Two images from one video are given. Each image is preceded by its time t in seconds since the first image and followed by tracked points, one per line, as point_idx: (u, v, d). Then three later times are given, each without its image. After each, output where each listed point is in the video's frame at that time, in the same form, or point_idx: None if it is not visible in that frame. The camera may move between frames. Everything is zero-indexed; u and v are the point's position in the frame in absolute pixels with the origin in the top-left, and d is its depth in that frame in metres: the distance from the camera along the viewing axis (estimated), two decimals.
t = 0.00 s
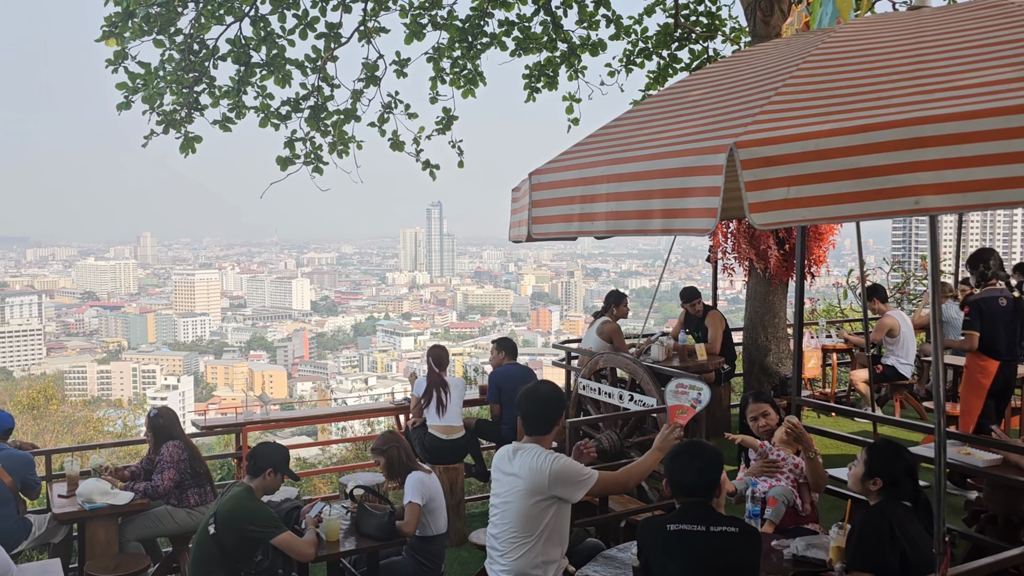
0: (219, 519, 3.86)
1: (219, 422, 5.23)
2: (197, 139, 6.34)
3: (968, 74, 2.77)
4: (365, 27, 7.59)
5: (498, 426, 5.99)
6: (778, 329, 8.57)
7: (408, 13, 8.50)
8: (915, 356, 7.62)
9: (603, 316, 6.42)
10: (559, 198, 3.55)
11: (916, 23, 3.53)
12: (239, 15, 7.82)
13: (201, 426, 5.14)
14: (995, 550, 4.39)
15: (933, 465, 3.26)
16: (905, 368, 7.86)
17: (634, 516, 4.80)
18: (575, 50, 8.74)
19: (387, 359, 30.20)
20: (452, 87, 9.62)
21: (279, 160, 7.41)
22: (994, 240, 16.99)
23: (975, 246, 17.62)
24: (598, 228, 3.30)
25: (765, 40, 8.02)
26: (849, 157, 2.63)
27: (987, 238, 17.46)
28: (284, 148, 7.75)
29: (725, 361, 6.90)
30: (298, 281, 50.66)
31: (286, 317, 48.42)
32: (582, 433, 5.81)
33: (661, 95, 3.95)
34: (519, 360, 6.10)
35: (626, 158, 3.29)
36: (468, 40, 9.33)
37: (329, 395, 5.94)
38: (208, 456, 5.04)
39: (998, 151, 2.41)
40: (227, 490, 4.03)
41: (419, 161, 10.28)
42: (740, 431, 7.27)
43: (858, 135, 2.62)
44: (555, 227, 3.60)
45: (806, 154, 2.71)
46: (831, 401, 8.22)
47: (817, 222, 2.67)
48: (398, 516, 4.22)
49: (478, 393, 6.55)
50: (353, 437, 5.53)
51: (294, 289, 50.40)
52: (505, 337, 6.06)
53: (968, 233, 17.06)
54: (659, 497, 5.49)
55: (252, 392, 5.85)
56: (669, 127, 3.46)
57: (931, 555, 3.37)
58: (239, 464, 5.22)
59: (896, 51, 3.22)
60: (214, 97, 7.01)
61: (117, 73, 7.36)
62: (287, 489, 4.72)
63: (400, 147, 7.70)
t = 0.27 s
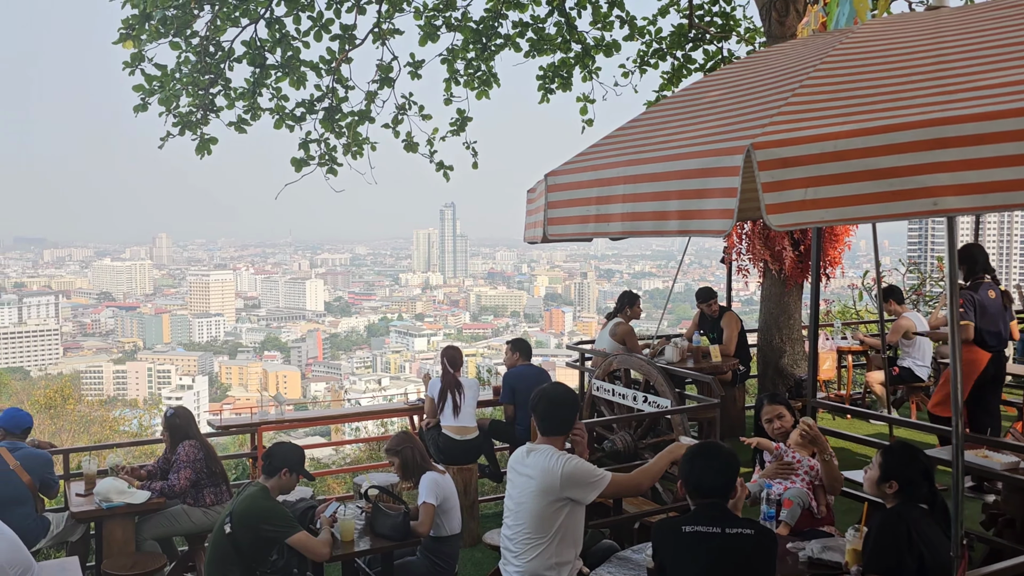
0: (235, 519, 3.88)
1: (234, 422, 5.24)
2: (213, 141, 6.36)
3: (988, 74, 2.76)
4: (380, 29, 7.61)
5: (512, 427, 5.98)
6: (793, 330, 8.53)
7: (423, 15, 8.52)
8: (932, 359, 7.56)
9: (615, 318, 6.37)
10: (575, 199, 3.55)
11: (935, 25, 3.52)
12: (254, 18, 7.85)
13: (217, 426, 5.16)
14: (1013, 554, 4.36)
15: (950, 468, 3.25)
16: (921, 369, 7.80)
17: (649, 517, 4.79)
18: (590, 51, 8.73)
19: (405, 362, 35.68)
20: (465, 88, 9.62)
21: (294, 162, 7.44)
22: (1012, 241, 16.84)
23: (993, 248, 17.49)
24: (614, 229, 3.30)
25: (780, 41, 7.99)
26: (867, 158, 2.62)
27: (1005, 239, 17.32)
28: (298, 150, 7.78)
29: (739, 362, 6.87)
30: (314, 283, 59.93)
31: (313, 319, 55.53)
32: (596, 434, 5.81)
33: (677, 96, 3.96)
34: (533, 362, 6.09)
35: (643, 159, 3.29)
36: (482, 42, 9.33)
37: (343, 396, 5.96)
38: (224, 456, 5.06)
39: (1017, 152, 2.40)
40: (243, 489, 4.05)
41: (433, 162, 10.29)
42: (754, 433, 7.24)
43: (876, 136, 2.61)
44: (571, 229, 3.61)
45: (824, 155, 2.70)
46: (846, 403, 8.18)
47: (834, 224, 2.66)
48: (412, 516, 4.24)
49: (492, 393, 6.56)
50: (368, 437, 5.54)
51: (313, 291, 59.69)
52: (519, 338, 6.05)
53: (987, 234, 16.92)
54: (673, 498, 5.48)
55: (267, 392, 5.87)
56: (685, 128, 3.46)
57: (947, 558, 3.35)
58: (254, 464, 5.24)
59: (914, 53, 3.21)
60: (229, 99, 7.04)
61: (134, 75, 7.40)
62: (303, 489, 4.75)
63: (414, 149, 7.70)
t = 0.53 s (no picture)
0: (250, 518, 3.90)
1: (249, 422, 5.27)
2: (229, 142, 6.40)
3: (1007, 75, 2.75)
4: (394, 30, 7.63)
5: (526, 428, 5.98)
6: (808, 332, 8.50)
7: (437, 16, 8.54)
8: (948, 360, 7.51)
9: (627, 319, 6.34)
10: (591, 201, 3.56)
11: (953, 25, 3.51)
12: (269, 19, 7.89)
13: (232, 426, 5.19)
14: None
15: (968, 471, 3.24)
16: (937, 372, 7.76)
17: (662, 519, 4.79)
18: (603, 52, 8.73)
19: (420, 362, 35.61)
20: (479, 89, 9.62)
21: (308, 163, 7.47)
22: None
23: (1009, 249, 17.34)
24: (630, 231, 3.30)
25: (795, 41, 7.98)
26: (885, 160, 2.61)
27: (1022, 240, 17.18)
28: (313, 151, 7.81)
29: (753, 364, 6.85)
30: (324, 284, 61.30)
31: (322, 322, 56.47)
32: (610, 435, 5.80)
33: (693, 97, 3.97)
34: (546, 363, 6.08)
35: (659, 161, 3.29)
36: (496, 43, 9.33)
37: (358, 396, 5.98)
38: (238, 455, 5.10)
39: None
40: (259, 488, 4.07)
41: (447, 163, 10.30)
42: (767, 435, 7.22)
43: (894, 137, 2.60)
44: (587, 230, 3.62)
45: (841, 157, 2.69)
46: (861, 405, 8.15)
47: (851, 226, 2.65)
48: (426, 517, 4.25)
49: (505, 394, 6.57)
50: (381, 438, 5.56)
51: (323, 292, 60.99)
52: (532, 339, 6.04)
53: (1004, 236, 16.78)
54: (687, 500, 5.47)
55: (282, 392, 5.90)
56: (702, 130, 3.46)
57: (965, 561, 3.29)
58: (269, 464, 5.27)
59: (932, 55, 3.19)
60: (244, 101, 7.07)
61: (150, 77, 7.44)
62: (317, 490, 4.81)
63: (428, 150, 7.72)
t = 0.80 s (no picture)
0: (266, 517, 3.91)
1: (264, 422, 5.28)
2: (244, 143, 6.42)
3: None
4: (407, 31, 7.63)
5: (539, 428, 5.98)
6: (822, 333, 8.46)
7: (450, 17, 8.54)
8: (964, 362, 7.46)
9: (640, 321, 6.33)
10: (606, 202, 3.56)
11: (971, 25, 3.49)
12: (283, 21, 7.92)
13: (246, 426, 5.21)
14: None
15: (985, 474, 3.22)
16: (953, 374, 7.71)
17: (676, 520, 4.78)
18: (617, 53, 8.72)
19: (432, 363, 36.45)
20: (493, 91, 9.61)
21: (322, 164, 7.49)
22: None
23: None
24: (646, 232, 3.30)
25: (810, 42, 7.95)
26: (902, 161, 2.59)
27: None
28: (327, 152, 7.84)
29: (768, 365, 6.82)
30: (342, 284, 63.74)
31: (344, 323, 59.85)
32: (623, 436, 5.79)
33: (708, 98, 3.97)
34: (559, 364, 6.09)
35: (674, 162, 3.29)
36: (510, 44, 9.32)
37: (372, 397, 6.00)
38: (252, 454, 5.13)
39: None
40: (274, 488, 4.08)
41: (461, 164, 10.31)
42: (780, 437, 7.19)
43: (911, 139, 2.59)
44: (602, 231, 3.62)
45: (858, 158, 2.68)
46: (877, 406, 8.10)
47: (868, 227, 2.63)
48: (440, 517, 4.26)
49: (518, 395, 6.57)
50: (395, 438, 5.57)
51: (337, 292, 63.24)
52: (546, 340, 6.05)
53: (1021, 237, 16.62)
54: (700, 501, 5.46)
55: (297, 393, 5.92)
56: (717, 131, 3.46)
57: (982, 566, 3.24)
58: (284, 463, 5.29)
59: (950, 55, 3.18)
60: (259, 102, 7.10)
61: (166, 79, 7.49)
62: (331, 489, 4.81)
63: (441, 151, 7.73)
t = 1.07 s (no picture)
0: (281, 517, 3.93)
1: (279, 422, 5.31)
2: (259, 144, 6.46)
3: None
4: (421, 32, 7.65)
5: (553, 429, 5.97)
6: (838, 335, 8.42)
7: (463, 18, 8.56)
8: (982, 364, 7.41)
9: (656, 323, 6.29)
10: (622, 203, 3.56)
11: (991, 25, 3.46)
12: (298, 22, 7.95)
13: (262, 426, 5.23)
14: None
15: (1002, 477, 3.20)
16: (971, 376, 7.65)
17: (690, 522, 4.77)
18: (630, 53, 8.71)
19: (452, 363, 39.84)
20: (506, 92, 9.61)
21: (337, 165, 7.52)
22: None
23: None
24: (661, 233, 3.30)
25: (826, 41, 7.91)
26: (919, 162, 2.57)
27: None
28: (341, 153, 7.87)
29: (783, 366, 6.79)
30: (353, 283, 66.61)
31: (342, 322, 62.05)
32: (638, 437, 5.78)
33: (725, 99, 3.97)
34: (573, 365, 6.08)
35: (690, 163, 3.28)
36: (523, 45, 9.32)
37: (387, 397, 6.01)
38: (268, 454, 5.15)
39: None
40: (289, 487, 4.10)
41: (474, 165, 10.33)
42: (795, 439, 7.15)
43: (929, 139, 2.57)
44: (617, 233, 3.62)
45: (875, 159, 2.66)
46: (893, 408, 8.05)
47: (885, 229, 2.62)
48: (454, 517, 4.26)
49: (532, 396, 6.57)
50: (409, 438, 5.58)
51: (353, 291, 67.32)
52: (560, 341, 6.04)
53: None
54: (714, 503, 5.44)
55: (312, 393, 5.94)
56: (733, 132, 3.45)
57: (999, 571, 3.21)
58: (299, 463, 5.31)
59: (969, 55, 3.15)
60: (274, 104, 7.14)
61: (182, 81, 7.54)
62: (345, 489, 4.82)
63: (455, 152, 7.74)
